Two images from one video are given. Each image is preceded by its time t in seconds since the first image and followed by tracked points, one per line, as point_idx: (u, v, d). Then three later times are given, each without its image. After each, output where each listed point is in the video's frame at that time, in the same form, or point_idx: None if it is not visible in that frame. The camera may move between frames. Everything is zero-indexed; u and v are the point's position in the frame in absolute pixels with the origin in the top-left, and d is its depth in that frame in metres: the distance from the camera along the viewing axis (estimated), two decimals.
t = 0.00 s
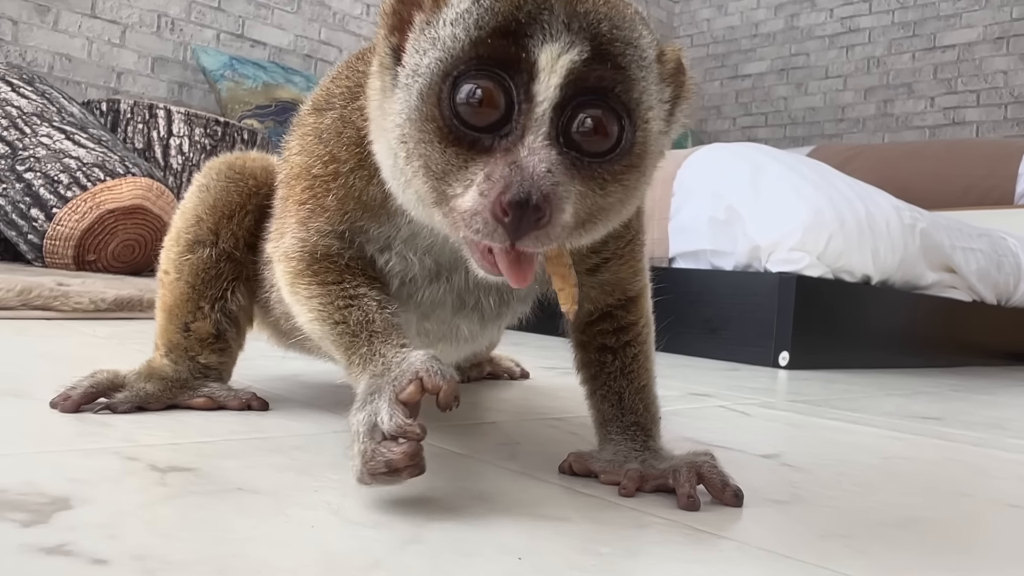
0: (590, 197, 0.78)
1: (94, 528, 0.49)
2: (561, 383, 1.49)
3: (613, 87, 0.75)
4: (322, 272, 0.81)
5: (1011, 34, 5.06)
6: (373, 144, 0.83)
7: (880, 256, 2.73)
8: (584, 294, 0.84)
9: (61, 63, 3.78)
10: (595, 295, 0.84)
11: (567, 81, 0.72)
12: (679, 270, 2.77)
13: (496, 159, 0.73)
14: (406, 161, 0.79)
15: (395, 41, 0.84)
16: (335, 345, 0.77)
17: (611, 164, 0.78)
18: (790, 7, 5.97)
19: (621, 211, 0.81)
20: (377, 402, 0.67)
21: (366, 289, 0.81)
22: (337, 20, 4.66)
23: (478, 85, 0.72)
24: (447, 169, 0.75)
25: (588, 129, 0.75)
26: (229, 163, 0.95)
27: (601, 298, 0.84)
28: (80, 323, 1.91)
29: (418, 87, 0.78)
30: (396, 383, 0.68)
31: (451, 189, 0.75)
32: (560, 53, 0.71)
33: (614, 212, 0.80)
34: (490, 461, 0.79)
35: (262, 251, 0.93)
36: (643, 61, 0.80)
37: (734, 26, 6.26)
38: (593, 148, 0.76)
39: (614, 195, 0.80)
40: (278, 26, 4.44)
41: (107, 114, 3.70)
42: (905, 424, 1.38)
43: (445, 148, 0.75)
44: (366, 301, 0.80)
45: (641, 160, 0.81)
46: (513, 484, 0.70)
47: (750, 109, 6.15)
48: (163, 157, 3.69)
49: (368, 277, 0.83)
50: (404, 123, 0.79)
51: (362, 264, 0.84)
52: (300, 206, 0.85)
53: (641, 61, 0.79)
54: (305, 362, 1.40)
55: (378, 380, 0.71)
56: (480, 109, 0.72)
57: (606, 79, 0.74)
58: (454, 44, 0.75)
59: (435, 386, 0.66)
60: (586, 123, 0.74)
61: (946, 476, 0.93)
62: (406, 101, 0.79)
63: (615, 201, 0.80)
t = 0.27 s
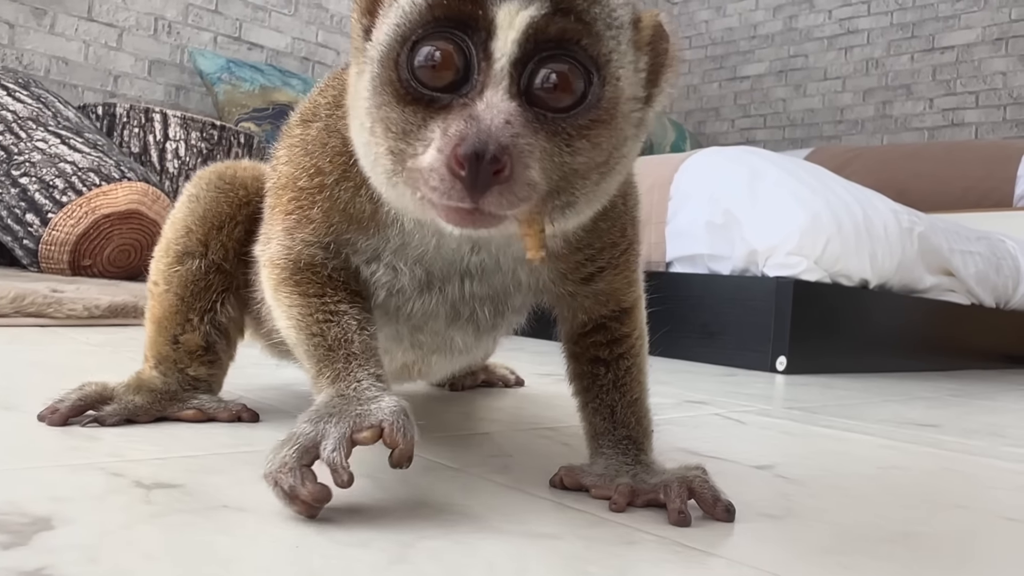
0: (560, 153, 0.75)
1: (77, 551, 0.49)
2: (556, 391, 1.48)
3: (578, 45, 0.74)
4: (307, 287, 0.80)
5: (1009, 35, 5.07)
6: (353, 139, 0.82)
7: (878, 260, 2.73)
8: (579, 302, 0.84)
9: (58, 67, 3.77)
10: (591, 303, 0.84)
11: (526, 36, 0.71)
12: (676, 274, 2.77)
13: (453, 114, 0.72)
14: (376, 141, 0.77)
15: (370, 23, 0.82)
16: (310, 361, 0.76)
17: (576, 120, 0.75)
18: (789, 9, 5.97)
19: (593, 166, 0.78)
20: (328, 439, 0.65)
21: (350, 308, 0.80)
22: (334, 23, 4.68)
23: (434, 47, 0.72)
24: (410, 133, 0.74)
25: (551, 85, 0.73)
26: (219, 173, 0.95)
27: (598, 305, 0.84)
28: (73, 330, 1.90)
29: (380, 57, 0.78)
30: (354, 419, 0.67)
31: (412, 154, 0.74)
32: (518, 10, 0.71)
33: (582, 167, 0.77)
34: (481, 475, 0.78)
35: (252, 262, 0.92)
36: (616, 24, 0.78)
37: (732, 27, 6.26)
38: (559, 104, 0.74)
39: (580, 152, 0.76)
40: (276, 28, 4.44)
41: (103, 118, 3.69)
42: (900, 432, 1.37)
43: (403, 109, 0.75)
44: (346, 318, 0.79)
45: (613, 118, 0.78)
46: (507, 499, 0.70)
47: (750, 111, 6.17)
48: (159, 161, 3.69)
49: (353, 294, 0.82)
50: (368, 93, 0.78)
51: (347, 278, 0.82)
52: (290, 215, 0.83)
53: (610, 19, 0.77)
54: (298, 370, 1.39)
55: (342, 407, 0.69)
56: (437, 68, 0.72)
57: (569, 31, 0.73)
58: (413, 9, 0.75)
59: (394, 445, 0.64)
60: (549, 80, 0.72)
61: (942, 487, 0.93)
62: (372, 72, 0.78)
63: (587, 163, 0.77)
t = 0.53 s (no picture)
0: (511, 107, 0.69)
1: None
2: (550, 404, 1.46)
3: None
4: (287, 304, 0.78)
5: (1012, 37, 5.04)
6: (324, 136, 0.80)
7: (879, 267, 2.70)
8: (570, 319, 0.81)
9: (61, 72, 3.78)
10: (580, 320, 0.81)
11: None
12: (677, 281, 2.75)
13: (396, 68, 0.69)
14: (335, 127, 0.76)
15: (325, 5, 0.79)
16: (285, 384, 0.76)
17: (526, 72, 0.69)
18: (791, 11, 5.96)
19: (549, 125, 0.71)
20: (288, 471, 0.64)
21: (331, 336, 0.79)
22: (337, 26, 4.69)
23: (379, 6, 0.70)
24: (358, 96, 0.72)
25: (499, 39, 0.68)
26: (204, 191, 0.94)
27: (587, 321, 0.81)
28: (68, 341, 1.89)
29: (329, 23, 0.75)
30: (323, 459, 0.66)
31: (359, 116, 0.72)
32: None
33: (534, 123, 0.71)
34: (467, 501, 0.77)
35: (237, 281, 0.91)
36: None
37: (734, 30, 6.24)
38: (510, 59, 0.69)
39: (531, 107, 0.70)
40: (279, 33, 4.44)
41: (104, 124, 3.69)
42: (898, 446, 1.35)
43: (346, 72, 0.73)
44: (325, 348, 0.77)
45: (570, 73, 0.72)
46: (490, 527, 0.68)
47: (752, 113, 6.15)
48: (161, 167, 3.69)
49: (333, 318, 0.80)
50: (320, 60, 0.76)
51: (328, 296, 0.81)
52: (273, 228, 0.81)
53: None
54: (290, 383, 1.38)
55: (313, 444, 0.68)
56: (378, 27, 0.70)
57: None
58: None
59: (363, 492, 0.63)
60: (496, 33, 0.68)
61: (938, 509, 0.91)
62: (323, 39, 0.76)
63: (551, 147, 0.73)
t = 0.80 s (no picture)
0: (488, 184, 0.68)
1: None
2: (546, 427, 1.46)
3: (501, 68, 0.68)
4: (270, 368, 0.78)
5: (1013, 33, 5.02)
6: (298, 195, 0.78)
7: (877, 274, 2.69)
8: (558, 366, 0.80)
9: (63, 70, 3.76)
10: (569, 369, 0.79)
11: (441, 59, 0.66)
12: (675, 289, 2.74)
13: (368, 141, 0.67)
14: (309, 195, 0.73)
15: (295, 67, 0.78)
16: (264, 458, 0.76)
17: (503, 145, 0.68)
18: (793, 6, 5.95)
19: (523, 195, 0.70)
20: (255, 556, 0.65)
21: (311, 406, 0.78)
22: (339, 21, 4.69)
23: (349, 74, 0.67)
24: (330, 168, 0.70)
25: (471, 110, 0.66)
26: (191, 231, 0.93)
27: (574, 371, 0.79)
28: (65, 355, 1.89)
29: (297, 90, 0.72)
30: (293, 548, 0.66)
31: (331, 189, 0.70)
32: (435, 34, 0.67)
33: (510, 195, 0.69)
34: (453, 550, 0.76)
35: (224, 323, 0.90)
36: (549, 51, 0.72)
37: (737, 25, 6.23)
38: (484, 132, 0.67)
39: (505, 180, 0.68)
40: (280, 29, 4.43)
41: (105, 126, 3.67)
42: (894, 472, 1.35)
43: (316, 143, 0.70)
44: (309, 417, 0.77)
45: (546, 143, 0.71)
46: None
47: (753, 108, 6.13)
48: (161, 169, 3.66)
49: (315, 380, 0.79)
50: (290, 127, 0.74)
51: (311, 354, 0.79)
52: (256, 282, 0.80)
53: (540, 42, 0.71)
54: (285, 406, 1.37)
55: (286, 531, 0.68)
56: (345, 97, 0.68)
57: (489, 51, 0.67)
58: (326, 38, 0.71)
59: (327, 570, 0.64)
60: (469, 105, 0.66)
61: (929, 553, 0.90)
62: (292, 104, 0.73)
63: (526, 215, 0.71)
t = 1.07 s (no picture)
0: (473, 242, 0.71)
1: None
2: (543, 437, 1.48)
3: (485, 130, 0.70)
4: (264, 397, 0.80)
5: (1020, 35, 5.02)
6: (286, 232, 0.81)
7: (877, 281, 2.71)
8: (543, 386, 0.81)
9: (69, 77, 3.97)
10: (553, 387, 0.81)
11: (428, 126, 0.69)
12: (676, 296, 2.76)
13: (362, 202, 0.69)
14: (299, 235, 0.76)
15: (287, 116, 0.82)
16: (259, 483, 0.78)
17: (483, 206, 0.71)
18: (798, 9, 6.04)
19: (505, 248, 0.73)
20: None
21: (303, 435, 0.80)
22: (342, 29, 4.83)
23: (340, 135, 0.70)
24: (321, 224, 0.72)
25: (455, 171, 0.69)
26: (191, 250, 0.96)
27: (558, 389, 0.81)
28: (70, 365, 1.92)
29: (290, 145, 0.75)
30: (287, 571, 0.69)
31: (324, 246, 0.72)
32: (422, 102, 0.69)
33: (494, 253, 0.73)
34: (444, 562, 0.78)
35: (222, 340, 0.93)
36: (528, 108, 0.75)
37: (741, 29, 6.37)
38: (468, 191, 0.70)
39: (489, 239, 0.72)
40: (283, 35, 4.63)
41: (109, 135, 3.71)
42: (885, 481, 1.36)
43: (309, 204, 0.73)
44: (302, 447, 0.79)
45: (522, 201, 0.73)
46: None
47: (759, 111, 6.25)
48: (165, 177, 3.72)
49: (308, 409, 0.82)
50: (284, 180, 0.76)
51: (302, 378, 0.82)
52: (248, 310, 0.83)
53: (520, 103, 0.74)
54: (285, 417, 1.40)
55: (279, 556, 0.71)
56: (339, 161, 0.70)
57: (473, 116, 0.70)
58: (317, 102, 0.73)
59: None
60: (453, 167, 0.69)
61: (915, 565, 0.91)
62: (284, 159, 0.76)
63: (507, 260, 0.74)
